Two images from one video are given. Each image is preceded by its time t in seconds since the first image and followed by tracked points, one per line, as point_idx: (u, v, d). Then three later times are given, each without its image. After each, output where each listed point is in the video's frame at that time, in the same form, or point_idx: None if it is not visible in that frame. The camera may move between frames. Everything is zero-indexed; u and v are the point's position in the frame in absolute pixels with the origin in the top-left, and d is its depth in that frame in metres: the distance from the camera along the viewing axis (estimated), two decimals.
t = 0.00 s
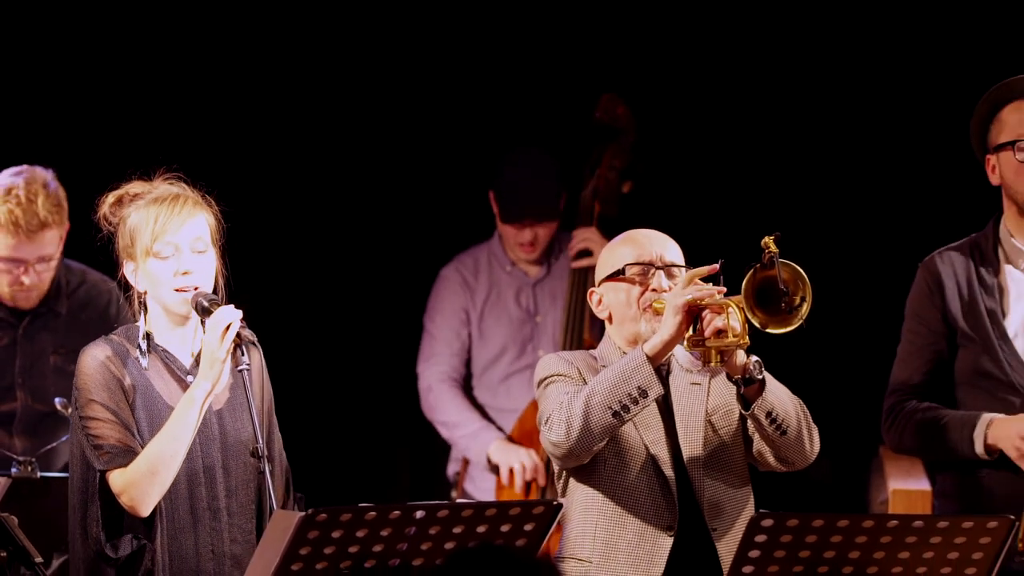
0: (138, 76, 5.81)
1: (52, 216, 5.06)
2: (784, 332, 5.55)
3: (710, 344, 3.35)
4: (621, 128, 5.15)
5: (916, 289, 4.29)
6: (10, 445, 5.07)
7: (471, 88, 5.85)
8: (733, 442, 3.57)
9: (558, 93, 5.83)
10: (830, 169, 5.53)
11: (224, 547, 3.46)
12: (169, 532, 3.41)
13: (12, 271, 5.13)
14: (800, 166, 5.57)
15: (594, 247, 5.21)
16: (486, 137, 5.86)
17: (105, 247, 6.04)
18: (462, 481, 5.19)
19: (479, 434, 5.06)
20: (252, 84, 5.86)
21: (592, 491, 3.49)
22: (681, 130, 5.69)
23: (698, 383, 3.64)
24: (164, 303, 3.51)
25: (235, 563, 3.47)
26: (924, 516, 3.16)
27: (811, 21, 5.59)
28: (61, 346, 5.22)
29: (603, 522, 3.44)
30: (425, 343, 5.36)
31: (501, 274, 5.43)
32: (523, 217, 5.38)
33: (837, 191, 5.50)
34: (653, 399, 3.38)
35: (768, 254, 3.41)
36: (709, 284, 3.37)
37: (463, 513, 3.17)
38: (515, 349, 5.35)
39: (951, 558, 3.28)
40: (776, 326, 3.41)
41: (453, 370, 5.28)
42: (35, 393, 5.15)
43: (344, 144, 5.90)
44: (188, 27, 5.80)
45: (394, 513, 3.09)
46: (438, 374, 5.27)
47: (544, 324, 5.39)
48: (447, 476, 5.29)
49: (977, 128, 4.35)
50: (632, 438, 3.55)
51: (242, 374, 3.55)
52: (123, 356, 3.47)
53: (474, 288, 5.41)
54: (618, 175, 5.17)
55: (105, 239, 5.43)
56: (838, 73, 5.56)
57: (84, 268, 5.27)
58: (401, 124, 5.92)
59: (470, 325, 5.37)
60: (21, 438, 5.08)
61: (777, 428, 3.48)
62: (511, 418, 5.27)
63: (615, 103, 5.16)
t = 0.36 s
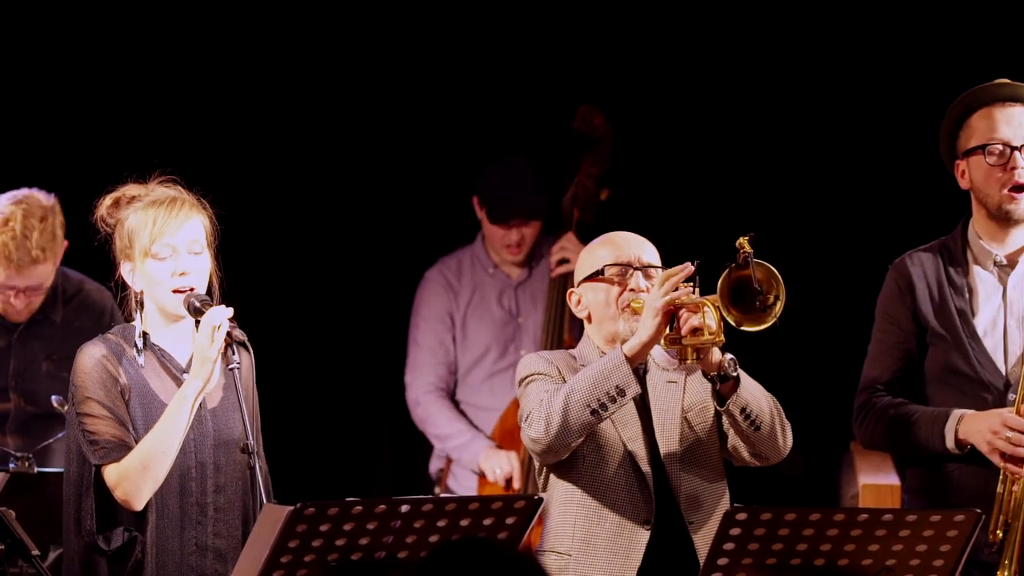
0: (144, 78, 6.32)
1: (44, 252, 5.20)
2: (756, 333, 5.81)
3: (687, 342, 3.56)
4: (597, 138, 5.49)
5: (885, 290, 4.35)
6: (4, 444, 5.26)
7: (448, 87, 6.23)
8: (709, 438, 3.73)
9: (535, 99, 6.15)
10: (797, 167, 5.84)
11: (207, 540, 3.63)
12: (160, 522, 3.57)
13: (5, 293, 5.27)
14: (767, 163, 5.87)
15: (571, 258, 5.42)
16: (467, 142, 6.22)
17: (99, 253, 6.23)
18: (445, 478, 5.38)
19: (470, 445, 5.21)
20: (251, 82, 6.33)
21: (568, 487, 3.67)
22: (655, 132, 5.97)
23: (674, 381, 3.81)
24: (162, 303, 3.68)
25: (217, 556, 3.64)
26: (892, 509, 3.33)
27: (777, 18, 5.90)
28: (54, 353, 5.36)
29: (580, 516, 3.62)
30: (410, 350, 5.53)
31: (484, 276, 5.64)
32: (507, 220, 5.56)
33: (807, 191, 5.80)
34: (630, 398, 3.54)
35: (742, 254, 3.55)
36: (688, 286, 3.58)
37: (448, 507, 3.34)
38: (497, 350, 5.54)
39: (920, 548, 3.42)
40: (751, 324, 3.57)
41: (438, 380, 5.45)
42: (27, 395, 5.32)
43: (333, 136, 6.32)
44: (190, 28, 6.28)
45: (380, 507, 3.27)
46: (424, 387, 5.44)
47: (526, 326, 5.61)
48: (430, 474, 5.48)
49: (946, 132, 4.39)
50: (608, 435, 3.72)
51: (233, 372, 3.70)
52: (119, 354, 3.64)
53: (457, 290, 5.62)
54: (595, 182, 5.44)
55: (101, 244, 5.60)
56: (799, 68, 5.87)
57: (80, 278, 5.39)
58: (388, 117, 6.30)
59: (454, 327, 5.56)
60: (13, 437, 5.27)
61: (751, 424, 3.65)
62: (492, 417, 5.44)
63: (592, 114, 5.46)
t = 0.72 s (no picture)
0: (143, 81, 6.49)
1: (32, 256, 5.26)
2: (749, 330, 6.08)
3: (670, 340, 3.72)
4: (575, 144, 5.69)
5: (860, 290, 4.45)
6: None
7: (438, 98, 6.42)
8: (683, 437, 3.89)
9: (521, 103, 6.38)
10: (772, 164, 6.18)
11: (199, 530, 3.81)
12: (145, 517, 3.74)
13: None
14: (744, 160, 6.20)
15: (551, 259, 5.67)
16: (453, 146, 6.41)
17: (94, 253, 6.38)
18: (425, 474, 5.55)
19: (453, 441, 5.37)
20: (246, 86, 6.49)
21: (547, 481, 3.81)
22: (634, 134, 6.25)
23: (650, 379, 3.97)
24: (153, 299, 3.86)
25: (207, 546, 3.82)
26: (865, 504, 3.47)
27: (751, 21, 6.23)
28: (45, 354, 5.53)
29: (559, 510, 3.76)
30: (394, 350, 5.71)
31: (464, 277, 5.82)
32: (492, 221, 5.77)
33: (782, 189, 6.15)
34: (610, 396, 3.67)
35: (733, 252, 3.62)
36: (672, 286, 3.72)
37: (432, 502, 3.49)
38: (476, 348, 5.71)
39: (891, 542, 3.59)
40: (741, 321, 3.62)
41: (422, 379, 5.62)
42: (19, 395, 5.52)
43: (327, 144, 6.50)
44: (186, 32, 6.45)
45: (366, 502, 3.42)
46: (408, 385, 5.61)
47: (505, 325, 5.78)
48: (409, 469, 5.64)
49: (919, 136, 4.51)
50: (587, 430, 3.86)
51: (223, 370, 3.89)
52: (106, 354, 3.80)
53: (438, 290, 5.79)
54: (574, 186, 5.70)
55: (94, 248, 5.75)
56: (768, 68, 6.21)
57: (70, 279, 5.55)
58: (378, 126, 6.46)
59: (435, 327, 5.73)
60: (5, 434, 5.46)
61: (727, 422, 3.80)
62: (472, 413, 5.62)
63: (570, 120, 5.68)
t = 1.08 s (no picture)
0: (128, 81, 6.52)
1: (29, 234, 5.18)
2: (720, 333, 6.24)
3: (646, 342, 3.79)
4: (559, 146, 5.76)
5: (838, 291, 4.58)
6: None
7: (427, 105, 6.62)
8: (660, 434, 3.99)
9: (505, 106, 6.57)
10: (747, 169, 6.38)
11: (189, 525, 4.01)
12: (130, 514, 3.96)
13: None
14: (720, 166, 6.40)
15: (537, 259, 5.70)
16: (437, 151, 6.61)
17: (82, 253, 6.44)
18: (412, 470, 5.64)
19: (439, 441, 5.44)
20: (230, 85, 6.59)
21: (528, 480, 3.90)
22: (616, 136, 6.45)
23: (626, 377, 4.05)
24: (142, 299, 4.08)
25: (199, 540, 4.03)
26: (843, 499, 3.56)
27: (726, 29, 6.44)
28: (41, 349, 5.54)
29: (540, 507, 3.85)
30: (382, 350, 5.81)
31: (450, 278, 5.88)
32: (477, 224, 5.81)
33: (756, 195, 6.36)
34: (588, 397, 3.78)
35: (708, 256, 3.74)
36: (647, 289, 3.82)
37: (419, 497, 3.59)
38: (462, 348, 5.80)
39: (868, 537, 3.66)
40: (716, 323, 3.74)
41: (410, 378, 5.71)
42: (15, 391, 5.54)
43: (315, 141, 6.65)
44: (172, 33, 6.51)
45: (354, 498, 3.52)
46: (396, 385, 5.70)
47: (490, 325, 5.86)
48: (397, 466, 5.72)
49: (894, 141, 4.63)
50: (564, 429, 3.96)
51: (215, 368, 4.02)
52: (93, 356, 4.01)
53: (424, 291, 5.87)
54: (558, 187, 5.75)
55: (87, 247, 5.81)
56: (744, 70, 6.42)
57: (65, 277, 5.62)
58: (365, 122, 6.63)
59: (422, 327, 5.82)
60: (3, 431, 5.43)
61: (702, 421, 3.90)
62: (458, 412, 5.70)
63: (555, 123, 5.77)
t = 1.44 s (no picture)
0: (122, 76, 6.75)
1: (33, 224, 5.39)
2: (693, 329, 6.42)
3: (625, 340, 3.88)
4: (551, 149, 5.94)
5: (821, 291, 4.71)
6: None
7: (420, 112, 6.83)
8: (644, 429, 4.06)
9: (498, 107, 6.79)
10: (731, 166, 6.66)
11: (183, 522, 4.08)
12: (124, 513, 4.02)
13: None
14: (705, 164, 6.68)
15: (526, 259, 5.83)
16: (432, 152, 6.79)
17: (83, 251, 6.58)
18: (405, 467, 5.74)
19: (423, 440, 5.56)
20: (225, 89, 6.82)
21: (514, 477, 4.00)
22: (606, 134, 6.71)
23: (611, 374, 4.13)
24: (139, 299, 4.17)
25: (194, 536, 4.10)
26: (825, 495, 3.68)
27: (708, 39, 6.70)
28: (42, 343, 5.67)
29: (526, 503, 3.96)
30: (375, 348, 5.92)
31: (443, 280, 6.01)
32: (468, 224, 5.94)
33: (738, 194, 6.63)
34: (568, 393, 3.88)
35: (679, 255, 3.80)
36: (626, 288, 3.89)
37: (411, 492, 3.69)
38: (455, 348, 5.91)
39: (851, 532, 3.79)
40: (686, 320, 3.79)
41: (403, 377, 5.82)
42: (17, 385, 5.66)
43: (311, 135, 6.88)
44: (166, 31, 6.74)
45: (348, 493, 3.62)
46: (388, 382, 5.81)
47: (483, 325, 5.96)
48: (389, 463, 5.83)
49: (876, 144, 4.77)
50: (548, 425, 4.05)
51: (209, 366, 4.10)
52: (87, 357, 4.09)
53: (419, 292, 6.00)
54: (550, 190, 5.93)
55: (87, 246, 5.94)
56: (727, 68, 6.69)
57: (65, 274, 5.72)
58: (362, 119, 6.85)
59: (415, 327, 5.94)
60: (5, 425, 5.54)
61: (683, 416, 3.97)
62: (449, 411, 5.83)
63: (546, 127, 5.89)
